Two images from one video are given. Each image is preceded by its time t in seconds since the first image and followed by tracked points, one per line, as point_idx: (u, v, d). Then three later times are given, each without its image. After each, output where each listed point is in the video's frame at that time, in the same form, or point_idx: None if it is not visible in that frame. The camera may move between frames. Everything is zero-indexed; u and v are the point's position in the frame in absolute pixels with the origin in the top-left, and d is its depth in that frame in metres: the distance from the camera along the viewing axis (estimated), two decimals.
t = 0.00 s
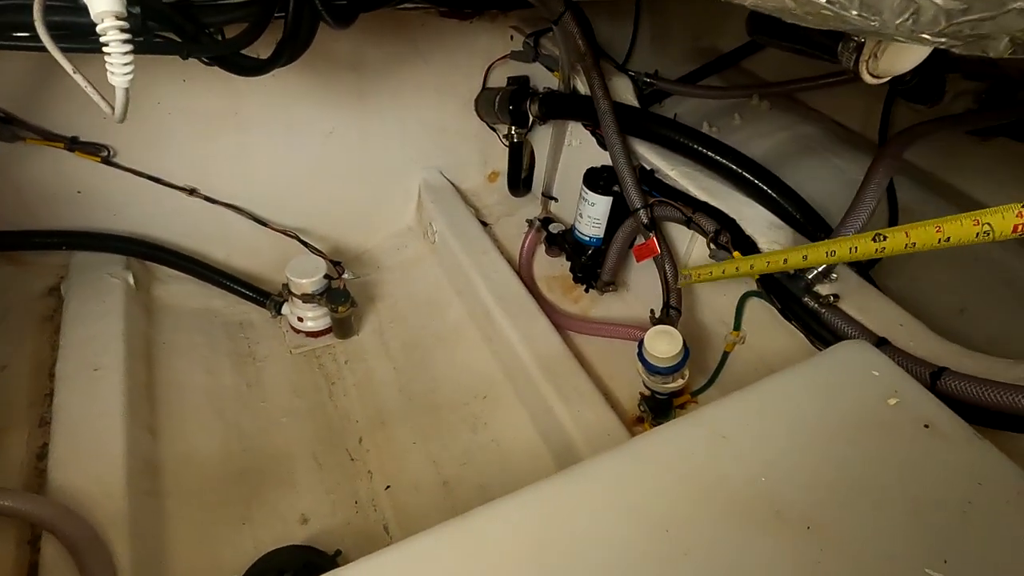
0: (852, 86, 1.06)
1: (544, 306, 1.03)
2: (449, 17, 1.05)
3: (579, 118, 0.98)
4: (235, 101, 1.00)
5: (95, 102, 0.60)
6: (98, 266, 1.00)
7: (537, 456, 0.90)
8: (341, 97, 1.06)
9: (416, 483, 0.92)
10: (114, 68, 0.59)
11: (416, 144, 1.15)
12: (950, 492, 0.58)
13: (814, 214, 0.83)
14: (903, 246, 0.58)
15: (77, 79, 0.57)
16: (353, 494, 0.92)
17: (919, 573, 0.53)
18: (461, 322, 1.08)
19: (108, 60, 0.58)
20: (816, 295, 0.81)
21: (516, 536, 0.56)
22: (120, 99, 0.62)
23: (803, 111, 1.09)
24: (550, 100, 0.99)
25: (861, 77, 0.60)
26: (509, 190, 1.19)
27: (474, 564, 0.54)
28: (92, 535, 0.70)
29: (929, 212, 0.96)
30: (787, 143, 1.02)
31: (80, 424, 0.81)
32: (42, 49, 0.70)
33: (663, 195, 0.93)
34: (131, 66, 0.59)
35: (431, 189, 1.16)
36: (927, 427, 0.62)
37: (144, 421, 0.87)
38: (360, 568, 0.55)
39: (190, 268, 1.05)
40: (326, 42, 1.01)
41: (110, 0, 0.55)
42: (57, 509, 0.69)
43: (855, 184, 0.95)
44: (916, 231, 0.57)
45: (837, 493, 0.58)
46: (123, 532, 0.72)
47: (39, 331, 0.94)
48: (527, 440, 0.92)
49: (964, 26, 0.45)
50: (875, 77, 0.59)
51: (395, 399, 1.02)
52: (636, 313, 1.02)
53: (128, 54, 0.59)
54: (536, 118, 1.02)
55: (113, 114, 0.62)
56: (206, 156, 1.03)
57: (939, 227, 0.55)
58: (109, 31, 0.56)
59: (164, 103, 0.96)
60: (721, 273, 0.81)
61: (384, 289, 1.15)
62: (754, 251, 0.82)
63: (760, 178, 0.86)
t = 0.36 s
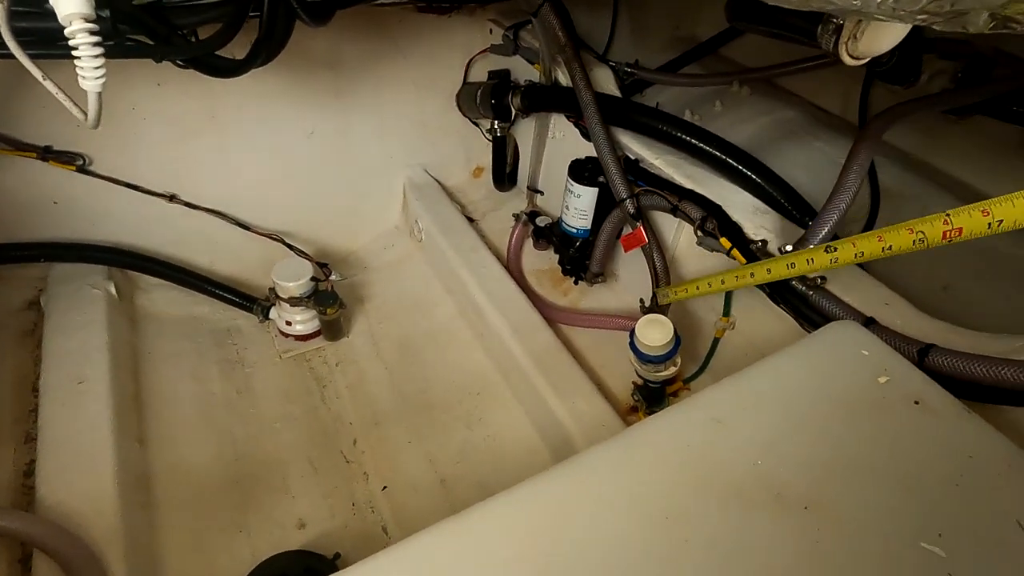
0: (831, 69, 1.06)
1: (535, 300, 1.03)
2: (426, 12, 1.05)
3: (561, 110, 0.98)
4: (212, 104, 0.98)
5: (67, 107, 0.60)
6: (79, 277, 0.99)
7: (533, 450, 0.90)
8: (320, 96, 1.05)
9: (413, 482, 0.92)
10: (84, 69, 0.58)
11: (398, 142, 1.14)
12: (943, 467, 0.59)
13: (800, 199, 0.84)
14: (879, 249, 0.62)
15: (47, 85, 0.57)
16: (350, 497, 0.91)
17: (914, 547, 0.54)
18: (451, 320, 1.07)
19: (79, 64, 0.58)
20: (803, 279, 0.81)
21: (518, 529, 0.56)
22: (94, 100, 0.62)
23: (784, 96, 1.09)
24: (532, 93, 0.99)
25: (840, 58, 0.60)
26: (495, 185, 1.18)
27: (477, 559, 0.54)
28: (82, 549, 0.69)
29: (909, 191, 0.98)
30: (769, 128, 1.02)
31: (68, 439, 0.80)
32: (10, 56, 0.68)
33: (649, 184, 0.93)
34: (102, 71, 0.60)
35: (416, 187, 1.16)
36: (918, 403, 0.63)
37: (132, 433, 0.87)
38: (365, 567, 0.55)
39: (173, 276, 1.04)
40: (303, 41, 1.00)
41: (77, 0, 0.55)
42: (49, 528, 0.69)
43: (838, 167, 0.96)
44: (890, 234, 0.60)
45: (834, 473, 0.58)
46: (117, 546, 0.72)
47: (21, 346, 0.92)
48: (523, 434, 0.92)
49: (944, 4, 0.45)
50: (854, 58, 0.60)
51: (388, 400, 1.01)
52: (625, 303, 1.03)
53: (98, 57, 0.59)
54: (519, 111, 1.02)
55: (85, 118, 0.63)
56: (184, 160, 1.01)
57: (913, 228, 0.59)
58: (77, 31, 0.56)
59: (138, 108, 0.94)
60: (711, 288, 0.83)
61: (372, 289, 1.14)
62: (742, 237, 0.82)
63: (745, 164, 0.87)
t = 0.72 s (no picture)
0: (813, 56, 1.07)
1: (527, 295, 1.04)
2: (406, 7, 1.04)
3: (546, 103, 0.98)
4: (191, 107, 0.97)
5: (45, 114, 0.61)
6: (63, 286, 0.98)
7: (529, 444, 0.90)
8: (301, 96, 1.04)
9: (411, 481, 0.92)
10: (60, 75, 0.58)
11: (382, 141, 1.14)
12: (935, 445, 0.59)
13: (787, 186, 0.83)
14: (859, 235, 0.63)
15: (24, 93, 0.58)
16: (347, 498, 0.91)
17: (909, 525, 0.55)
18: (443, 317, 1.07)
19: (55, 70, 0.58)
20: (792, 265, 0.81)
21: (520, 524, 0.56)
22: (71, 103, 0.62)
23: (767, 85, 1.10)
24: (517, 87, 0.99)
25: (823, 45, 0.60)
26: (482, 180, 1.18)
27: (480, 555, 0.55)
28: (76, 561, 0.69)
29: (892, 176, 0.99)
30: (753, 117, 1.03)
31: (58, 452, 0.79)
32: None
33: (636, 175, 0.93)
34: (79, 76, 0.60)
35: (402, 185, 1.15)
36: (908, 384, 0.64)
37: (123, 443, 0.86)
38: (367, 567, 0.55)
39: (159, 282, 1.03)
40: (283, 41, 0.99)
41: (49, 3, 0.55)
42: (40, 540, 0.68)
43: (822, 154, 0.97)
44: (869, 220, 0.62)
45: (828, 455, 0.59)
46: (111, 556, 0.71)
47: (5, 358, 0.91)
48: (518, 429, 0.93)
49: None
50: (837, 44, 0.60)
51: (382, 399, 1.01)
52: (616, 295, 1.03)
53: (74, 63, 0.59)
54: (503, 107, 1.02)
55: (63, 125, 0.63)
56: (165, 165, 1.00)
57: (889, 214, 0.60)
58: (50, 35, 0.56)
59: (117, 113, 0.93)
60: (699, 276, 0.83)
61: (361, 289, 1.14)
62: (730, 226, 0.82)
63: (731, 153, 0.87)
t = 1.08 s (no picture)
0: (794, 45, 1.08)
1: (517, 290, 1.04)
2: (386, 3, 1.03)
3: (531, 97, 0.98)
4: (170, 108, 0.95)
5: (21, 118, 0.60)
6: (45, 295, 0.96)
7: (524, 439, 0.90)
8: (283, 95, 1.03)
9: (406, 479, 0.91)
10: (35, 78, 0.57)
11: (366, 139, 1.13)
12: (925, 425, 0.60)
13: (772, 174, 0.84)
14: (824, 225, 0.66)
15: None
16: (342, 499, 0.91)
17: (901, 506, 0.56)
18: (434, 315, 1.07)
19: (29, 71, 0.57)
20: (779, 253, 0.82)
21: (521, 518, 0.56)
22: (47, 108, 0.60)
23: (749, 74, 1.11)
24: (501, 82, 0.98)
25: (806, 33, 0.62)
26: (468, 176, 1.18)
27: (482, 550, 0.55)
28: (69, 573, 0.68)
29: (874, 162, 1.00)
30: (736, 106, 1.03)
31: (46, 463, 0.78)
32: None
33: (623, 167, 0.94)
34: (55, 80, 0.58)
35: (388, 182, 1.14)
36: (896, 366, 0.64)
37: (113, 451, 0.85)
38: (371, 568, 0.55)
39: (143, 287, 1.02)
40: (263, 39, 0.98)
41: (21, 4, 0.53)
42: (30, 552, 0.67)
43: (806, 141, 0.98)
44: (834, 210, 0.65)
45: (821, 440, 0.60)
46: (104, 567, 0.70)
47: None
48: (512, 424, 0.93)
49: None
50: (819, 32, 0.61)
51: (375, 399, 1.01)
52: (606, 287, 1.03)
53: (49, 65, 0.57)
54: (488, 102, 1.02)
55: (40, 130, 0.61)
56: (146, 168, 0.98)
57: (854, 206, 0.62)
58: (23, 37, 0.54)
59: (96, 117, 0.91)
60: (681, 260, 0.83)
61: (350, 288, 1.13)
62: (717, 216, 0.83)
63: (717, 143, 0.87)
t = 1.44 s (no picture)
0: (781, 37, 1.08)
1: (509, 286, 1.04)
2: None
3: (520, 92, 0.97)
4: (154, 107, 0.94)
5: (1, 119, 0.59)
6: (31, 298, 0.95)
7: (519, 434, 0.90)
8: (269, 93, 1.02)
9: (401, 477, 0.91)
10: (14, 78, 0.56)
11: (355, 136, 1.12)
12: (915, 412, 0.61)
13: (761, 166, 0.84)
14: (813, 211, 0.66)
15: None
16: (337, 498, 0.90)
17: (893, 492, 0.56)
18: (426, 312, 1.07)
19: (9, 70, 0.56)
20: (770, 244, 0.83)
21: (521, 514, 0.56)
22: (28, 107, 0.59)
23: (737, 67, 1.11)
24: (490, 77, 0.98)
25: (793, 24, 0.61)
26: (458, 172, 1.17)
27: (483, 547, 0.55)
28: None
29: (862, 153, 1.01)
30: (725, 99, 1.04)
31: (35, 469, 0.77)
32: None
33: (614, 161, 0.93)
34: (35, 78, 0.58)
35: (377, 180, 1.13)
36: (886, 355, 0.65)
37: (103, 456, 0.84)
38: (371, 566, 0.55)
39: (130, 289, 1.00)
40: (247, 36, 0.97)
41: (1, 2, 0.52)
42: (20, 559, 0.66)
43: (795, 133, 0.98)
44: (822, 197, 0.65)
45: (815, 429, 0.60)
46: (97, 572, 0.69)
47: None
48: (507, 420, 0.93)
49: None
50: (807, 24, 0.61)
51: (369, 398, 1.00)
52: (598, 282, 1.04)
53: (29, 62, 0.56)
54: (477, 97, 1.01)
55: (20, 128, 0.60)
56: (132, 168, 0.97)
57: (841, 189, 0.63)
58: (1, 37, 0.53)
59: (79, 117, 0.90)
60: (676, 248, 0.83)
61: (341, 287, 1.12)
62: (708, 209, 0.83)
63: (706, 135, 0.87)
